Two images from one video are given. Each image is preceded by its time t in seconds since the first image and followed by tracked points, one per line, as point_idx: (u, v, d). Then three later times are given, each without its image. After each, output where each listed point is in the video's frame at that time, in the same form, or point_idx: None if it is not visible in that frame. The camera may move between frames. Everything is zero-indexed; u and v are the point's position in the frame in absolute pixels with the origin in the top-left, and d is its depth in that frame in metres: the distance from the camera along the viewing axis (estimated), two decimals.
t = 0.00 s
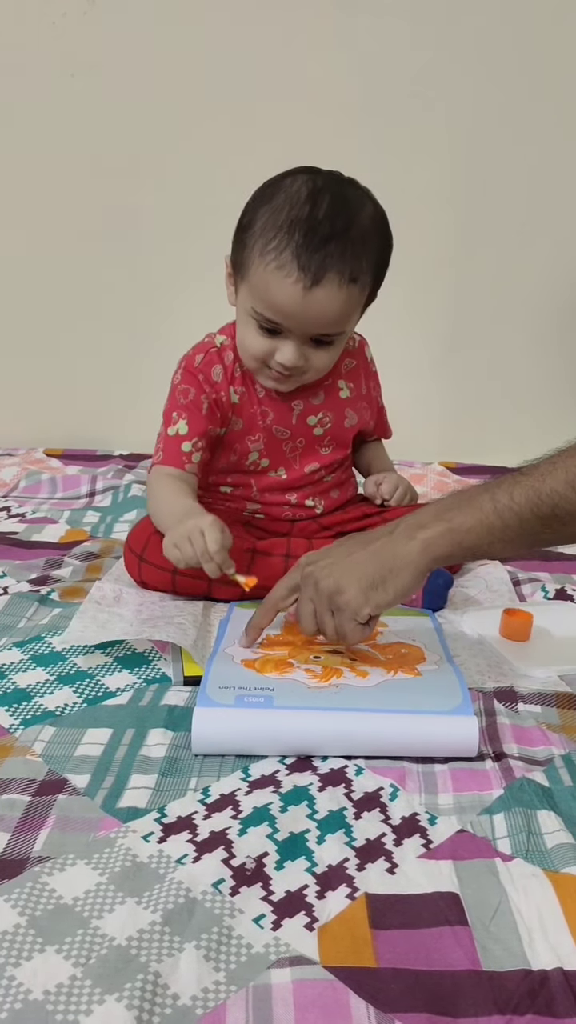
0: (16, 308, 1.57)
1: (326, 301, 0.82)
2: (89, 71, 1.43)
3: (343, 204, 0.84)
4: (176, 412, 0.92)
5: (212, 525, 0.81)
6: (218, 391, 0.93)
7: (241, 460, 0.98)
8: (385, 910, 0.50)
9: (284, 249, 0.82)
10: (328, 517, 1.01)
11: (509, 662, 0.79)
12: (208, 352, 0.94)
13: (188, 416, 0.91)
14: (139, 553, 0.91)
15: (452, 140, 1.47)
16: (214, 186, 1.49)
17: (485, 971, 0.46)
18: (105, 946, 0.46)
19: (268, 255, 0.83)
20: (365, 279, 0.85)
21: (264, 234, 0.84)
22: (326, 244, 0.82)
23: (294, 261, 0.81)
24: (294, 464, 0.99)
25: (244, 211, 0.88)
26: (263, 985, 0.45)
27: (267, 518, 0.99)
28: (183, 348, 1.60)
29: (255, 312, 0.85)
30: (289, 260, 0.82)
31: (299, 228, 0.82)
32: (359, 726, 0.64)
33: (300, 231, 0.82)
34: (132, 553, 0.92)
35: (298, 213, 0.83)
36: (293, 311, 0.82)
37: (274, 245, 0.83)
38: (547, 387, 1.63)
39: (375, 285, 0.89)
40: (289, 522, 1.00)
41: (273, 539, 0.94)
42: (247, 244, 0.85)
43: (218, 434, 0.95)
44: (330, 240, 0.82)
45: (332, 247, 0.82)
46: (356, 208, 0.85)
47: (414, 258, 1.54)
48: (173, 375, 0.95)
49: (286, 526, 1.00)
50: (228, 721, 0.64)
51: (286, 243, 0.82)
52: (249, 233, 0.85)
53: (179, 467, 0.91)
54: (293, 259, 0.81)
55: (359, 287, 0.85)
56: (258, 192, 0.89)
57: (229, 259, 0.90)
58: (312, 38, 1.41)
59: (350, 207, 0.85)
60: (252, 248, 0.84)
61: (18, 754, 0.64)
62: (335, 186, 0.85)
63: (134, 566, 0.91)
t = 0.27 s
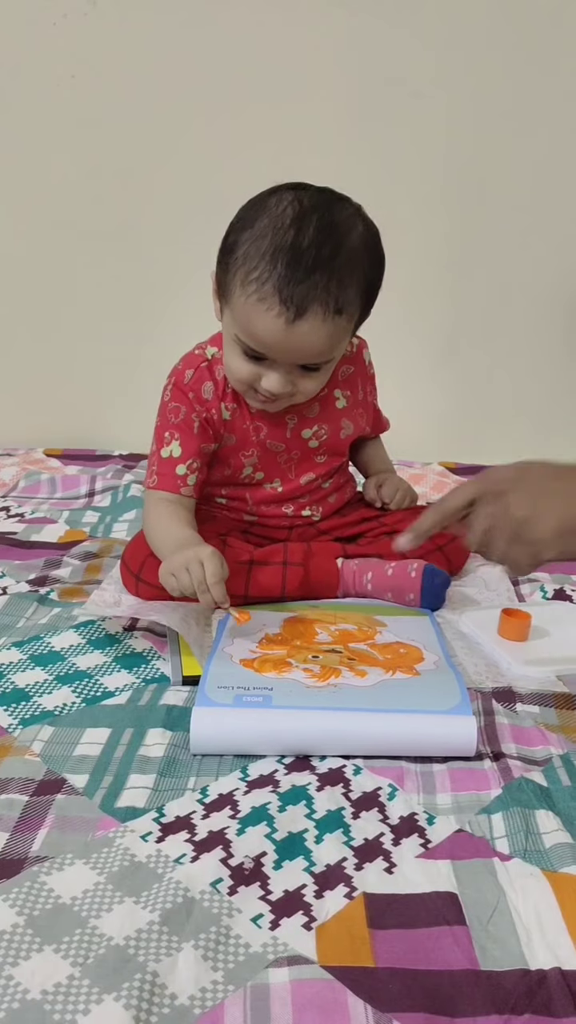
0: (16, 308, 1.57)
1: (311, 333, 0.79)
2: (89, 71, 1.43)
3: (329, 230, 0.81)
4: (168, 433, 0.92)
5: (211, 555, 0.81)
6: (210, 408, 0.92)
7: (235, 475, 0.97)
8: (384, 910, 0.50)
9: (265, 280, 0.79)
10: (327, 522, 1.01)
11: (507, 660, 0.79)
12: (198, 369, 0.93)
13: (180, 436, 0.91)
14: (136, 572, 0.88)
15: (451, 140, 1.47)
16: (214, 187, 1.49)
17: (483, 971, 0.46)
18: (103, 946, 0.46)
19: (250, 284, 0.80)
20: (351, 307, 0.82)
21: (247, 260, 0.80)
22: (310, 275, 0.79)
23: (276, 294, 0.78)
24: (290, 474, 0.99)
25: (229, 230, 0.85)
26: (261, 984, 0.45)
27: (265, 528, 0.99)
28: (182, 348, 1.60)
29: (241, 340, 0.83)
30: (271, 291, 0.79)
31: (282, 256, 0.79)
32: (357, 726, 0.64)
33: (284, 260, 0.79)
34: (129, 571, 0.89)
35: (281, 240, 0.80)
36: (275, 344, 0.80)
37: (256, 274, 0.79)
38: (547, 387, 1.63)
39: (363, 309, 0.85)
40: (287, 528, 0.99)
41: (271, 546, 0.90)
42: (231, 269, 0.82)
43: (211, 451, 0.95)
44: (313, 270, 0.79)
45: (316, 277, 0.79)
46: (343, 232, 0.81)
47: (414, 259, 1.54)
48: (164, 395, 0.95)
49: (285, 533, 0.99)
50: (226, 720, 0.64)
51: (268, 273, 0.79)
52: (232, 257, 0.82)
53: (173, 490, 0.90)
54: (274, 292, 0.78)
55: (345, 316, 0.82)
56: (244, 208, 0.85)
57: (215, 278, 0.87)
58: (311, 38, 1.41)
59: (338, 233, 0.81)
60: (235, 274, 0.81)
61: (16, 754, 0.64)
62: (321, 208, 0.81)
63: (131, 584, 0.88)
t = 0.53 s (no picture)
0: (11, 307, 1.57)
1: (307, 358, 0.73)
2: (86, 69, 1.42)
3: (331, 249, 0.73)
4: (163, 436, 0.90)
5: (205, 556, 0.81)
6: (206, 412, 0.90)
7: (230, 477, 0.96)
8: (374, 909, 0.50)
9: (261, 301, 0.72)
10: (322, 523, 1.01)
11: (501, 658, 0.79)
12: (195, 371, 0.91)
13: (174, 441, 0.90)
14: (129, 574, 0.87)
15: (449, 139, 1.46)
16: (210, 186, 1.49)
17: (473, 970, 0.46)
18: (91, 945, 0.46)
19: (245, 304, 0.73)
20: (351, 330, 0.76)
21: (242, 279, 0.74)
22: (311, 296, 0.72)
23: (271, 317, 0.72)
24: (285, 479, 0.98)
25: (226, 242, 0.78)
26: (249, 984, 0.44)
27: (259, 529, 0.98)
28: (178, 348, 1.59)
29: (235, 359, 0.77)
30: (266, 313, 0.72)
31: (280, 276, 0.72)
32: (349, 725, 0.64)
33: (282, 280, 0.72)
34: (122, 573, 0.89)
35: (280, 258, 0.73)
36: (271, 369, 0.74)
37: (252, 294, 0.73)
38: (543, 387, 1.63)
39: (365, 330, 0.79)
40: (282, 530, 0.99)
41: (264, 547, 0.90)
42: (226, 286, 0.76)
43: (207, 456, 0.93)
44: (313, 292, 0.72)
45: (315, 300, 0.72)
46: (348, 250, 0.75)
47: (410, 258, 1.54)
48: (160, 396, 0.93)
49: (280, 534, 0.99)
50: (217, 719, 0.64)
51: (265, 294, 0.72)
52: (228, 272, 0.76)
53: (166, 496, 0.89)
54: (270, 314, 0.72)
55: (344, 338, 0.75)
56: (243, 219, 0.78)
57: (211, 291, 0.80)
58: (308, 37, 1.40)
59: (342, 250, 0.74)
60: (230, 292, 0.75)
61: (6, 752, 0.64)
62: (324, 225, 0.74)
63: (124, 585, 0.87)
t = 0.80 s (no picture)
0: (7, 305, 1.57)
1: (311, 367, 0.73)
2: (81, 67, 1.42)
3: (340, 258, 0.72)
4: (165, 436, 0.90)
5: (211, 556, 0.81)
6: (208, 413, 0.90)
7: (230, 477, 0.96)
8: (370, 906, 0.50)
9: (267, 309, 0.71)
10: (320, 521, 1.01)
11: (498, 656, 0.79)
12: (198, 372, 0.90)
13: (176, 442, 0.90)
14: (128, 573, 0.87)
15: (445, 137, 1.46)
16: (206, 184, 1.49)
17: (468, 968, 0.46)
18: (88, 944, 0.46)
19: (251, 311, 0.72)
20: (356, 340, 0.75)
21: (249, 285, 0.73)
22: (318, 305, 0.71)
23: (278, 325, 0.71)
24: (284, 479, 0.98)
25: (234, 245, 0.77)
26: (245, 982, 0.44)
27: (257, 528, 0.99)
28: (175, 346, 1.59)
29: (239, 363, 0.76)
30: (272, 322, 0.71)
31: (287, 285, 0.71)
32: (346, 723, 0.64)
33: (290, 288, 0.71)
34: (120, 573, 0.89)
35: (288, 267, 0.72)
36: (276, 375, 0.73)
37: (259, 301, 0.72)
38: (540, 385, 1.63)
39: (369, 340, 0.78)
40: (280, 528, 0.99)
41: (261, 546, 0.90)
42: (232, 291, 0.75)
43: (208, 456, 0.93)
44: (319, 302, 0.71)
45: (321, 310, 0.71)
46: (357, 259, 0.73)
47: (407, 256, 1.54)
48: (163, 394, 0.93)
49: (278, 532, 0.99)
50: (214, 717, 0.64)
51: (271, 302, 0.71)
52: (235, 278, 0.74)
53: (167, 496, 0.89)
54: (276, 322, 0.71)
55: (348, 348, 0.74)
56: (252, 222, 0.77)
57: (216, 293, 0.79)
58: (303, 34, 1.40)
59: (351, 259, 0.73)
60: (236, 298, 0.74)
61: (4, 751, 0.64)
62: (333, 234, 0.73)
63: (122, 584, 0.88)
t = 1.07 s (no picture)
0: (6, 304, 1.56)
1: (315, 370, 0.72)
2: (79, 65, 1.42)
3: (343, 260, 0.72)
4: (165, 433, 0.90)
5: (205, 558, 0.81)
6: (209, 412, 0.90)
7: (231, 476, 0.96)
8: (373, 905, 0.50)
9: (270, 312, 0.71)
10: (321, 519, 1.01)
11: (499, 654, 0.79)
12: (199, 370, 0.90)
13: (176, 440, 0.89)
14: (127, 573, 0.87)
15: (443, 134, 1.46)
16: (205, 182, 1.48)
17: (472, 966, 0.46)
18: (91, 943, 0.46)
19: (254, 315, 0.72)
20: (360, 341, 0.75)
21: (252, 288, 0.72)
22: (321, 308, 0.71)
23: (281, 328, 0.70)
24: (286, 479, 0.98)
25: (236, 249, 0.77)
26: (249, 982, 0.44)
27: (258, 527, 0.98)
28: (173, 344, 1.59)
29: (242, 367, 0.76)
30: (275, 325, 0.71)
31: (290, 288, 0.71)
32: (347, 721, 0.64)
33: (293, 290, 0.71)
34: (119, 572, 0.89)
35: (290, 269, 0.71)
36: (279, 378, 0.73)
37: (262, 304, 0.72)
38: (539, 383, 1.63)
39: (373, 341, 0.78)
40: (280, 527, 0.99)
41: (262, 544, 0.90)
42: (234, 294, 0.74)
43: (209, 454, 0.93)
44: (323, 304, 0.71)
45: (325, 312, 0.71)
46: (360, 261, 0.73)
47: (406, 253, 1.53)
48: (164, 392, 0.92)
49: (278, 531, 0.99)
50: (216, 716, 0.64)
51: (274, 305, 0.71)
52: (237, 281, 0.74)
53: (166, 494, 0.89)
54: (279, 325, 0.70)
55: (353, 350, 0.74)
56: (253, 226, 0.77)
57: (218, 296, 0.79)
58: (302, 31, 1.40)
59: (354, 262, 0.73)
60: (239, 301, 0.74)
61: (5, 750, 0.64)
62: (335, 236, 0.73)
63: (122, 583, 0.87)
